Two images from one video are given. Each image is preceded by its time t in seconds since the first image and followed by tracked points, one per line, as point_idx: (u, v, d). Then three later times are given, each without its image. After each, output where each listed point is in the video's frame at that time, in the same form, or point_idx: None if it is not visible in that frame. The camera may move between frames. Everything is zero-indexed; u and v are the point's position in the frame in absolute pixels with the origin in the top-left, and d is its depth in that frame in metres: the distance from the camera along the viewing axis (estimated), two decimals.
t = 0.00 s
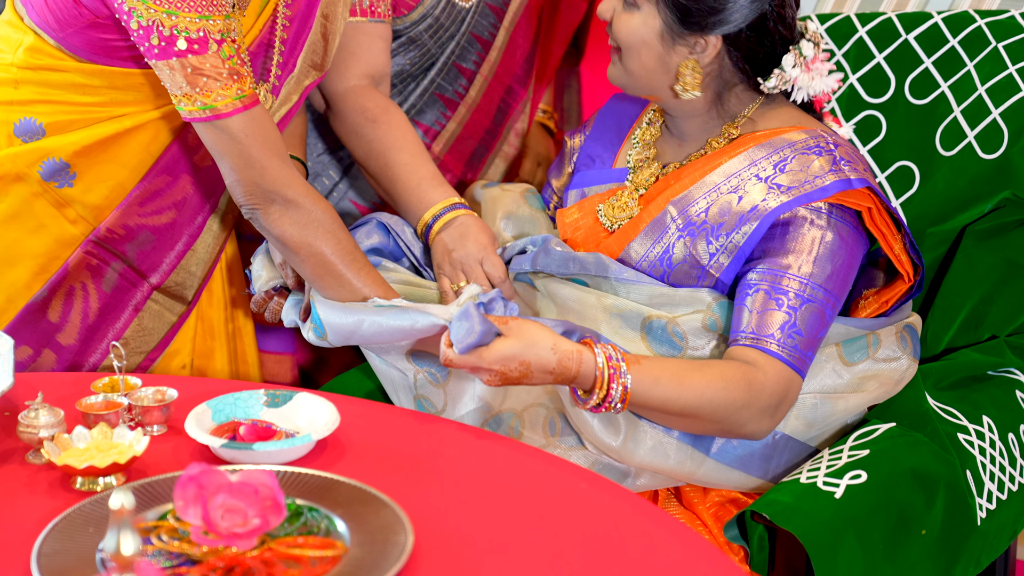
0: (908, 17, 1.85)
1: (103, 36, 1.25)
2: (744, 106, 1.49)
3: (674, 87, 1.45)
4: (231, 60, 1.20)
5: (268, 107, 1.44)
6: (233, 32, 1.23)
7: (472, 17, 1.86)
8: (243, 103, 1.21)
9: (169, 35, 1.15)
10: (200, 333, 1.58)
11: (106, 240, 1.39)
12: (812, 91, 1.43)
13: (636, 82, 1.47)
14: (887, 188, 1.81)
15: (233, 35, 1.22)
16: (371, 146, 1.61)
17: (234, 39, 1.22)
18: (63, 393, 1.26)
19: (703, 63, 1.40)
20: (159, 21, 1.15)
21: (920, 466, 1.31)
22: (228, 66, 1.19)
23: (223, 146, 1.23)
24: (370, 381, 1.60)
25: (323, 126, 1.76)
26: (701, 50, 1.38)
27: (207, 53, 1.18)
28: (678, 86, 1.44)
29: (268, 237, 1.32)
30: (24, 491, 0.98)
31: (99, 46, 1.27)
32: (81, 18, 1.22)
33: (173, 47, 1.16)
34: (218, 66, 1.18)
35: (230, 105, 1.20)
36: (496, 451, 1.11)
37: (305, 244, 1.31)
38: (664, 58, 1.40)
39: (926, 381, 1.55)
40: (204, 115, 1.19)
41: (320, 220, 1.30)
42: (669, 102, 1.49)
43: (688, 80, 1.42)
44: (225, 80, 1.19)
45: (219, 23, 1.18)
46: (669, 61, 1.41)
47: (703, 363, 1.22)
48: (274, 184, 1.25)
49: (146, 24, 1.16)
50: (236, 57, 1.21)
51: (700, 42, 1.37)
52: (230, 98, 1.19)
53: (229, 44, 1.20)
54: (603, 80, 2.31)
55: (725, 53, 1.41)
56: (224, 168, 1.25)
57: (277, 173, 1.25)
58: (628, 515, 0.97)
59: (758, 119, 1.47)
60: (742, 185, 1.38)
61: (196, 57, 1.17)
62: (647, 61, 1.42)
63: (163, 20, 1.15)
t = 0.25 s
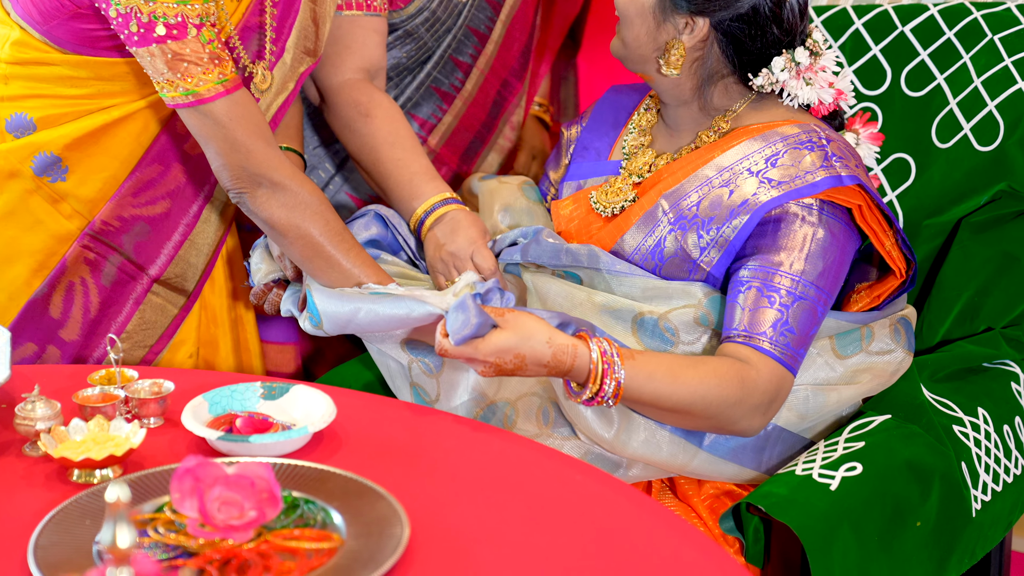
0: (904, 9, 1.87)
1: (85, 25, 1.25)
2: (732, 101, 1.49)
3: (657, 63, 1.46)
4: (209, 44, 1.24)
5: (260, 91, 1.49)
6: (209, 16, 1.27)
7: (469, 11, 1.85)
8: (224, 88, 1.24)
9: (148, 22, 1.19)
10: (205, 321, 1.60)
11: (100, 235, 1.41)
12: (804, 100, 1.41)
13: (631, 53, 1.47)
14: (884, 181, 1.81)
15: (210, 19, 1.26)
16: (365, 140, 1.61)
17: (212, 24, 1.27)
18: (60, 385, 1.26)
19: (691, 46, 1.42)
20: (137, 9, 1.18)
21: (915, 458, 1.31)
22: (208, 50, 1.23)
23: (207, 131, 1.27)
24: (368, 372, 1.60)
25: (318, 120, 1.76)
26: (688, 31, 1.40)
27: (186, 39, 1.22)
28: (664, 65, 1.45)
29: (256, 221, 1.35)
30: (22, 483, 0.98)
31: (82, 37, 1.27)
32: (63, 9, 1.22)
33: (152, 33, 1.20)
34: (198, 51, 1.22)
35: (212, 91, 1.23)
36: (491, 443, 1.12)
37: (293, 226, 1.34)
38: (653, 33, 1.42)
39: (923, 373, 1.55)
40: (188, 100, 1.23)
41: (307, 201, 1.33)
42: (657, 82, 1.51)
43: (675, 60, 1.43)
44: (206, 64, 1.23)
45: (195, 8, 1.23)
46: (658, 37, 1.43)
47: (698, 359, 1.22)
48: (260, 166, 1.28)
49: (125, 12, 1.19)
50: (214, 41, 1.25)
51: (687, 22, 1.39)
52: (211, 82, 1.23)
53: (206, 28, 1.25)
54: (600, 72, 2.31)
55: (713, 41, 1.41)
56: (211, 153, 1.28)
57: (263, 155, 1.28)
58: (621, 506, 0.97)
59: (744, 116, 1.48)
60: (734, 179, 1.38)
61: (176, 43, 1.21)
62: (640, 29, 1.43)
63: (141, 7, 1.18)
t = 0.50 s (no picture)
0: (901, 6, 1.87)
1: (72, 28, 1.27)
2: (730, 96, 1.49)
3: (669, 62, 1.46)
4: (191, 37, 1.25)
5: (249, 77, 1.48)
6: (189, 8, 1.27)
7: (466, 8, 1.85)
8: (209, 80, 1.25)
9: (129, 18, 1.20)
10: (217, 317, 1.60)
11: (106, 238, 1.42)
12: (804, 95, 1.42)
13: (630, 49, 1.46)
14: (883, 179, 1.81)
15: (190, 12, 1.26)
16: (360, 138, 1.62)
17: (193, 16, 1.27)
18: (58, 381, 1.26)
19: (693, 39, 1.42)
20: (118, 6, 1.19)
21: (911, 454, 1.31)
22: (191, 43, 1.24)
23: (195, 125, 1.28)
24: (366, 368, 1.60)
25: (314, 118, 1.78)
26: (688, 25, 1.40)
27: (168, 33, 1.22)
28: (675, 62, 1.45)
29: (249, 212, 1.36)
30: (20, 480, 0.98)
31: (70, 40, 1.28)
32: (48, 13, 1.24)
33: (134, 30, 1.21)
34: (181, 45, 1.23)
35: (196, 84, 1.24)
36: (489, 439, 1.12)
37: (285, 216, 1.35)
38: (653, 27, 1.42)
39: (919, 369, 1.55)
40: (174, 95, 1.24)
41: (297, 190, 1.34)
42: (658, 77, 1.50)
43: (681, 55, 1.43)
44: (189, 58, 1.23)
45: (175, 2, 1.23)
46: (659, 31, 1.42)
47: (696, 355, 1.22)
48: (248, 157, 1.30)
49: (106, 10, 1.20)
50: (196, 33, 1.25)
51: (688, 15, 1.39)
52: (195, 76, 1.24)
53: (187, 20, 1.25)
54: (598, 69, 2.31)
55: (713, 35, 1.41)
56: (199, 146, 1.30)
57: (252, 146, 1.29)
58: (619, 503, 0.98)
59: (742, 111, 1.47)
60: (731, 174, 1.38)
61: (159, 38, 1.21)
62: (639, 23, 1.42)
63: (122, 3, 1.19)
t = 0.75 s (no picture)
0: (898, 4, 1.88)
1: (56, 33, 1.27)
2: (726, 95, 1.49)
3: (660, 58, 1.46)
4: (171, 31, 1.24)
5: (224, 71, 1.47)
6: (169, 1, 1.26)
7: (463, 6, 1.85)
8: (190, 75, 1.25)
9: (106, 16, 1.20)
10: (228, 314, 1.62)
11: (110, 244, 1.43)
12: (801, 96, 1.42)
13: (629, 44, 1.47)
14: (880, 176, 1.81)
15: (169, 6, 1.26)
16: (359, 136, 1.62)
17: (172, 9, 1.26)
18: (57, 379, 1.26)
19: (688, 38, 1.42)
20: (94, 4, 1.19)
21: (908, 452, 1.31)
22: (170, 38, 1.24)
23: (180, 120, 1.28)
24: (366, 366, 1.60)
25: (311, 114, 1.78)
26: (682, 23, 1.41)
27: (147, 29, 1.22)
28: (666, 60, 1.45)
29: (240, 206, 1.35)
30: (18, 478, 0.98)
31: (56, 45, 1.29)
32: (31, 19, 1.25)
33: (112, 27, 1.21)
34: (160, 40, 1.23)
35: (178, 79, 1.24)
36: (487, 437, 1.12)
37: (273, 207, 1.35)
38: (649, 24, 1.42)
39: (915, 367, 1.55)
40: (157, 90, 1.24)
41: (285, 180, 1.33)
42: (654, 75, 1.51)
43: (673, 54, 1.43)
44: (170, 53, 1.23)
45: None
46: (654, 28, 1.42)
47: (697, 351, 1.22)
48: (234, 149, 1.30)
49: (83, 9, 1.19)
50: (176, 27, 1.25)
51: (683, 13, 1.40)
52: (176, 71, 1.24)
53: (166, 14, 1.24)
54: (596, 67, 2.31)
55: (708, 33, 1.41)
56: (184, 141, 1.30)
57: (236, 137, 1.29)
58: (617, 500, 0.98)
59: (737, 108, 1.47)
60: (728, 170, 1.38)
61: (138, 34, 1.22)
62: (635, 20, 1.43)
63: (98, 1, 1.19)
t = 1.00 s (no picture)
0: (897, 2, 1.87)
1: (39, 35, 1.29)
2: (723, 93, 1.49)
3: (660, 59, 1.46)
4: (144, 24, 1.25)
5: (191, 58, 1.42)
6: None
7: (460, 4, 1.85)
8: (165, 67, 1.26)
9: (78, 12, 1.21)
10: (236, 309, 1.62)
11: (112, 247, 1.43)
12: (799, 95, 1.41)
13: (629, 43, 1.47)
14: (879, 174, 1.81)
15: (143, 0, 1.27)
16: (359, 135, 1.62)
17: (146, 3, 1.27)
18: (55, 377, 1.26)
19: (686, 38, 1.42)
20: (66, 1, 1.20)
21: (906, 450, 1.31)
22: (143, 30, 1.24)
23: (157, 113, 1.28)
24: (365, 364, 1.60)
25: (309, 112, 1.79)
26: (680, 23, 1.41)
27: (120, 23, 1.23)
28: (664, 60, 1.45)
29: (226, 201, 1.36)
30: (17, 476, 0.98)
31: (40, 47, 1.30)
32: (13, 22, 1.27)
33: (85, 23, 1.22)
34: (133, 33, 1.23)
35: (152, 73, 1.25)
36: (486, 436, 1.12)
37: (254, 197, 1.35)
38: (647, 23, 1.43)
39: (913, 365, 1.55)
40: (133, 84, 1.25)
41: (263, 169, 1.34)
42: (653, 74, 1.51)
43: (671, 53, 1.44)
44: (144, 45, 1.24)
45: None
46: (652, 28, 1.43)
47: (699, 350, 1.22)
48: (212, 140, 1.30)
49: (57, 8, 1.21)
50: (149, 19, 1.26)
51: (681, 13, 1.40)
52: (151, 63, 1.24)
53: (139, 8, 1.25)
54: (595, 65, 2.30)
55: (705, 33, 1.41)
56: (163, 134, 1.30)
57: (215, 129, 1.30)
58: (616, 498, 0.98)
59: (734, 106, 1.47)
60: (727, 168, 1.39)
61: (111, 28, 1.22)
62: (634, 19, 1.43)
63: None
